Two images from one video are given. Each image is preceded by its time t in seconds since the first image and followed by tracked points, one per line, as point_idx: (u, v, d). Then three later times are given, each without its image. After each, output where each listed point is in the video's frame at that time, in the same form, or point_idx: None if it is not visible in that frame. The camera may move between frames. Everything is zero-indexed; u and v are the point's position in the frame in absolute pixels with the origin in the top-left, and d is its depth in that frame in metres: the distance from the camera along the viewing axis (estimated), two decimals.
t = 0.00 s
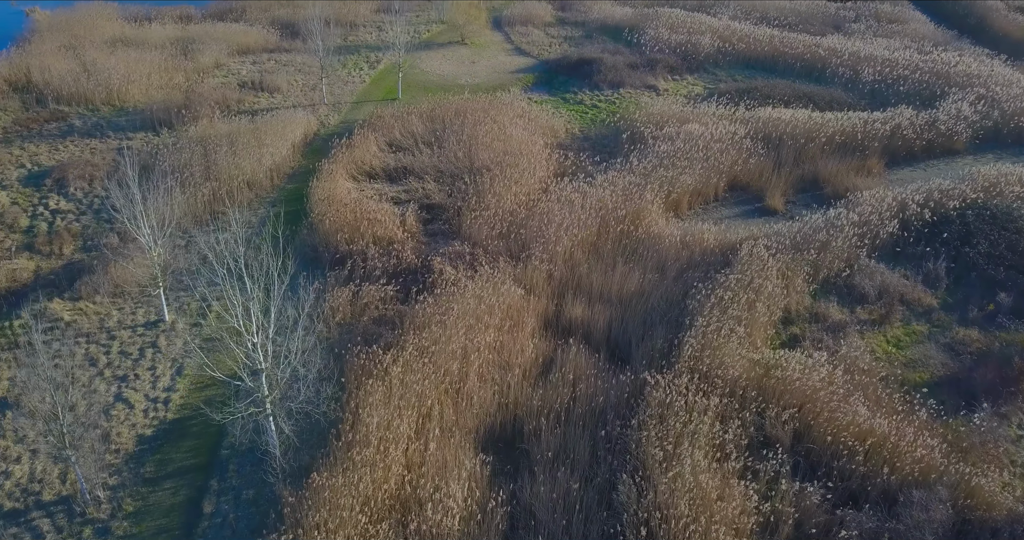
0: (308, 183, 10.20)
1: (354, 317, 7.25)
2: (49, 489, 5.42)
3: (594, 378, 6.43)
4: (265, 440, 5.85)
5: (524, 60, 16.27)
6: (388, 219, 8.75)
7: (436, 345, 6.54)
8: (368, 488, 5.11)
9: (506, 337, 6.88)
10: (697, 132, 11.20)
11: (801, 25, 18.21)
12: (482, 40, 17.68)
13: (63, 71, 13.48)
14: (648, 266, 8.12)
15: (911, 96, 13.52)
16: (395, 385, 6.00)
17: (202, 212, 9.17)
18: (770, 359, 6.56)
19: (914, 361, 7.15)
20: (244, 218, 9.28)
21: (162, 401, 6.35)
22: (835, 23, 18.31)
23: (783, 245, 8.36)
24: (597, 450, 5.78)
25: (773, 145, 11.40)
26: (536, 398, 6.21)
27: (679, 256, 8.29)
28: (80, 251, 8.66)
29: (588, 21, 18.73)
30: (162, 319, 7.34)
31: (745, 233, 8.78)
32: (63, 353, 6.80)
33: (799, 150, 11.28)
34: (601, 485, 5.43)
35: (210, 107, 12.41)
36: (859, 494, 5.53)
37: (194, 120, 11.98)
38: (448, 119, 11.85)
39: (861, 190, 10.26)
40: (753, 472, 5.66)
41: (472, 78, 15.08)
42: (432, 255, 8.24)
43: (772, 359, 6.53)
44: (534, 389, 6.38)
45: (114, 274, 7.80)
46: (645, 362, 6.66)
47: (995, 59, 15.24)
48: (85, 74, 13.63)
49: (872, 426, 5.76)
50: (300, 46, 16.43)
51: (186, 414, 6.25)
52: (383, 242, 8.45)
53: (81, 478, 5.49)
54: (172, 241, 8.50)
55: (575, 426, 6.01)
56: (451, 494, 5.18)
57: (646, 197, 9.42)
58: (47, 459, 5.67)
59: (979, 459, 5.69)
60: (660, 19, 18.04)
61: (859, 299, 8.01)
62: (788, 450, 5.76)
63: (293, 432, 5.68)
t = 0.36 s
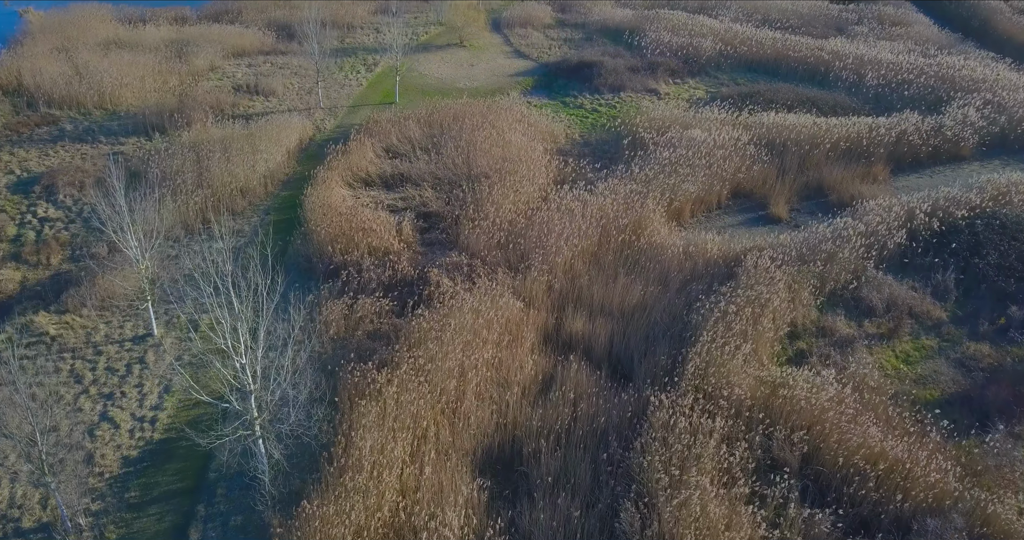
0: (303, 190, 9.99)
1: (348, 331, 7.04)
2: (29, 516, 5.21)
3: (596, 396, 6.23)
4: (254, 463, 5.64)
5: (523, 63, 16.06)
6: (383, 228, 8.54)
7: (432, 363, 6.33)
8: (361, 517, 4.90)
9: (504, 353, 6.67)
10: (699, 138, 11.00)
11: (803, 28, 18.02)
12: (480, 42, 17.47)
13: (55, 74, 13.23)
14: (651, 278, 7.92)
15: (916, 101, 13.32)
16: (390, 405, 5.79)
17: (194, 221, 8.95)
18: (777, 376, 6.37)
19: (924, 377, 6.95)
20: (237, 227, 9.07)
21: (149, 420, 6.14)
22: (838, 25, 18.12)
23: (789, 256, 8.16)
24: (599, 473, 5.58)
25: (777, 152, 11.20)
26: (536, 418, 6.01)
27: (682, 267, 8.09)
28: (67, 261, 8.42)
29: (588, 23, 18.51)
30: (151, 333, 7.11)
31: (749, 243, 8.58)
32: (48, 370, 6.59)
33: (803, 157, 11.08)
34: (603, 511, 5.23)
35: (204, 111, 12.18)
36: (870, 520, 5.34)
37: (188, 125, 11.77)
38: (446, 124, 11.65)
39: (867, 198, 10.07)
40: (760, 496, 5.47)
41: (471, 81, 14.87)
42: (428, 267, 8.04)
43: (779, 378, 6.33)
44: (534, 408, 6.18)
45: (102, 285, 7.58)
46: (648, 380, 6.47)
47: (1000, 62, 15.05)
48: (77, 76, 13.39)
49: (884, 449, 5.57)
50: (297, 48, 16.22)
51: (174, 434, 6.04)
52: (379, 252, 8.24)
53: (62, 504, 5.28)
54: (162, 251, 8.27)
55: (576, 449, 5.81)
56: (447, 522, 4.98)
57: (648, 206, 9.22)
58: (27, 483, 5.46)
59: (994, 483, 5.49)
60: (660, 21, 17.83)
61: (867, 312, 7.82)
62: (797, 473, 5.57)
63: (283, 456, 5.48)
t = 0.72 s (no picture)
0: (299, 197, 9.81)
1: (344, 344, 6.86)
2: None
3: (598, 413, 6.05)
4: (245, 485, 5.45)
5: (523, 66, 15.88)
6: (380, 236, 8.36)
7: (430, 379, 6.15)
8: None
9: (504, 367, 6.49)
10: (702, 143, 10.82)
11: (806, 30, 17.84)
12: (480, 44, 17.28)
13: (48, 76, 13.02)
14: (654, 288, 7.74)
15: (921, 104, 13.14)
16: (386, 424, 5.62)
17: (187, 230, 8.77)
18: (785, 392, 6.19)
19: (935, 391, 6.76)
20: (231, 235, 8.89)
21: (138, 438, 5.94)
22: (841, 28, 17.94)
23: (795, 266, 7.99)
24: (602, 494, 5.42)
25: (781, 156, 11.02)
26: (537, 435, 5.83)
27: (686, 277, 7.91)
28: (57, 270, 8.23)
29: (589, 25, 18.33)
30: (142, 346, 6.92)
31: (754, 252, 8.40)
32: (35, 386, 6.41)
33: (808, 162, 10.90)
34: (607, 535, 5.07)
35: (199, 115, 11.99)
36: None
37: (183, 129, 11.58)
38: (445, 128, 11.46)
39: (873, 205, 9.89)
40: (769, 519, 5.30)
41: (470, 84, 14.68)
42: (426, 277, 7.86)
43: (788, 394, 6.16)
44: (535, 424, 6.00)
45: (92, 296, 7.39)
46: (652, 396, 6.30)
47: (1005, 65, 14.87)
48: (71, 79, 13.19)
49: (897, 470, 5.40)
50: (294, 51, 16.04)
51: (163, 453, 5.85)
52: (376, 262, 8.06)
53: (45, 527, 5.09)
54: (154, 260, 8.09)
55: (579, 468, 5.64)
56: None
57: (651, 213, 9.04)
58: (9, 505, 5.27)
59: (1010, 505, 5.32)
60: (662, 23, 17.65)
61: (875, 323, 7.64)
62: (806, 494, 5.40)
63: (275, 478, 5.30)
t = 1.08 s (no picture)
0: (297, 202, 9.67)
1: (341, 355, 6.72)
2: None
3: (601, 426, 5.92)
4: (239, 503, 5.32)
5: (523, 67, 15.74)
6: (379, 243, 8.22)
7: (429, 392, 6.02)
8: None
9: (505, 378, 6.35)
10: (705, 147, 10.67)
11: (809, 30, 17.70)
12: (480, 45, 17.14)
13: (43, 78, 12.86)
14: (657, 296, 7.60)
15: (926, 107, 12.99)
16: (384, 439, 5.49)
17: (182, 236, 8.63)
18: (792, 405, 6.06)
19: (945, 402, 6.62)
20: (227, 242, 8.74)
21: (129, 453, 5.79)
22: (844, 28, 17.80)
23: (801, 273, 7.84)
24: (606, 512, 5.29)
25: (785, 160, 10.89)
26: (538, 450, 5.70)
27: (690, 284, 7.78)
28: (50, 277, 8.08)
29: (590, 25, 18.18)
30: (135, 357, 6.78)
31: (759, 258, 8.26)
32: (25, 399, 6.27)
33: (813, 166, 10.76)
34: None
35: (196, 118, 11.85)
36: None
37: (179, 132, 11.44)
38: (445, 132, 11.33)
39: (878, 210, 9.75)
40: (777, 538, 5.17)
41: (470, 86, 14.54)
42: (425, 284, 7.72)
43: (795, 407, 6.03)
44: (537, 438, 5.87)
45: (84, 305, 7.25)
46: (657, 409, 6.17)
47: (1011, 67, 14.73)
48: (66, 81, 13.04)
49: (908, 487, 5.27)
50: (293, 52, 15.90)
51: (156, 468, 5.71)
52: (374, 269, 7.92)
53: None
54: (148, 268, 7.95)
55: (582, 484, 5.50)
56: None
57: (654, 218, 8.91)
58: None
59: None
60: (663, 23, 17.50)
61: (883, 331, 7.50)
62: (815, 512, 5.28)
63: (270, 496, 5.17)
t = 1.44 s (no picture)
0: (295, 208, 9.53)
1: (339, 367, 6.57)
2: None
3: (606, 442, 5.79)
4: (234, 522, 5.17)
5: (524, 69, 15.61)
6: (378, 251, 8.08)
7: (429, 407, 5.88)
8: None
9: (506, 392, 6.22)
10: (709, 152, 10.54)
11: (812, 32, 17.57)
12: (480, 47, 17.00)
13: (38, 81, 12.70)
14: (661, 305, 7.46)
15: (931, 110, 12.86)
16: (384, 457, 5.35)
17: (178, 243, 8.49)
18: (800, 420, 5.93)
19: (955, 415, 6.48)
20: (224, 249, 8.61)
21: (122, 470, 5.64)
22: (847, 30, 17.67)
23: (808, 282, 7.71)
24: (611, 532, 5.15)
25: (789, 165, 10.75)
26: (542, 467, 5.57)
27: (695, 293, 7.64)
28: (43, 286, 7.93)
29: (591, 27, 18.05)
30: (129, 369, 6.62)
31: (765, 266, 8.13)
32: (15, 413, 6.12)
33: (818, 171, 10.62)
34: None
35: (193, 122, 11.71)
36: None
37: (176, 136, 11.29)
38: (445, 136, 11.19)
39: (885, 216, 9.62)
40: None
41: (470, 89, 14.41)
42: (425, 294, 7.59)
43: (804, 422, 5.90)
44: (539, 454, 5.73)
45: (77, 315, 7.11)
46: (662, 424, 6.03)
47: (1016, 70, 14.61)
48: (62, 83, 12.89)
49: (921, 506, 5.14)
50: (291, 54, 15.76)
51: (149, 485, 5.57)
52: (373, 278, 7.78)
53: None
54: (143, 276, 7.80)
55: (586, 502, 5.37)
56: None
57: (658, 225, 8.77)
58: None
59: None
60: (665, 25, 17.37)
61: (892, 342, 7.37)
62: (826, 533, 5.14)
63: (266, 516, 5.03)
